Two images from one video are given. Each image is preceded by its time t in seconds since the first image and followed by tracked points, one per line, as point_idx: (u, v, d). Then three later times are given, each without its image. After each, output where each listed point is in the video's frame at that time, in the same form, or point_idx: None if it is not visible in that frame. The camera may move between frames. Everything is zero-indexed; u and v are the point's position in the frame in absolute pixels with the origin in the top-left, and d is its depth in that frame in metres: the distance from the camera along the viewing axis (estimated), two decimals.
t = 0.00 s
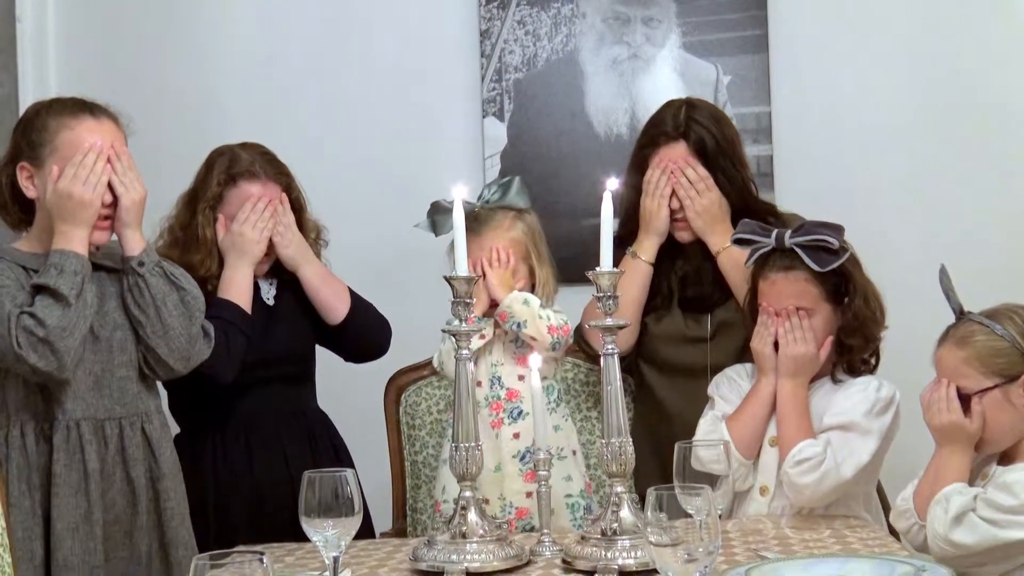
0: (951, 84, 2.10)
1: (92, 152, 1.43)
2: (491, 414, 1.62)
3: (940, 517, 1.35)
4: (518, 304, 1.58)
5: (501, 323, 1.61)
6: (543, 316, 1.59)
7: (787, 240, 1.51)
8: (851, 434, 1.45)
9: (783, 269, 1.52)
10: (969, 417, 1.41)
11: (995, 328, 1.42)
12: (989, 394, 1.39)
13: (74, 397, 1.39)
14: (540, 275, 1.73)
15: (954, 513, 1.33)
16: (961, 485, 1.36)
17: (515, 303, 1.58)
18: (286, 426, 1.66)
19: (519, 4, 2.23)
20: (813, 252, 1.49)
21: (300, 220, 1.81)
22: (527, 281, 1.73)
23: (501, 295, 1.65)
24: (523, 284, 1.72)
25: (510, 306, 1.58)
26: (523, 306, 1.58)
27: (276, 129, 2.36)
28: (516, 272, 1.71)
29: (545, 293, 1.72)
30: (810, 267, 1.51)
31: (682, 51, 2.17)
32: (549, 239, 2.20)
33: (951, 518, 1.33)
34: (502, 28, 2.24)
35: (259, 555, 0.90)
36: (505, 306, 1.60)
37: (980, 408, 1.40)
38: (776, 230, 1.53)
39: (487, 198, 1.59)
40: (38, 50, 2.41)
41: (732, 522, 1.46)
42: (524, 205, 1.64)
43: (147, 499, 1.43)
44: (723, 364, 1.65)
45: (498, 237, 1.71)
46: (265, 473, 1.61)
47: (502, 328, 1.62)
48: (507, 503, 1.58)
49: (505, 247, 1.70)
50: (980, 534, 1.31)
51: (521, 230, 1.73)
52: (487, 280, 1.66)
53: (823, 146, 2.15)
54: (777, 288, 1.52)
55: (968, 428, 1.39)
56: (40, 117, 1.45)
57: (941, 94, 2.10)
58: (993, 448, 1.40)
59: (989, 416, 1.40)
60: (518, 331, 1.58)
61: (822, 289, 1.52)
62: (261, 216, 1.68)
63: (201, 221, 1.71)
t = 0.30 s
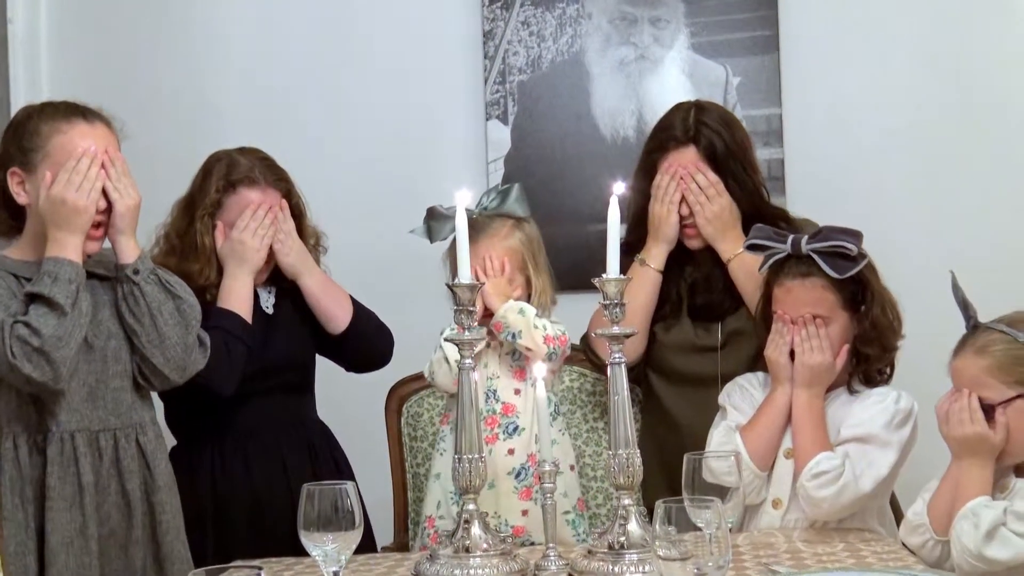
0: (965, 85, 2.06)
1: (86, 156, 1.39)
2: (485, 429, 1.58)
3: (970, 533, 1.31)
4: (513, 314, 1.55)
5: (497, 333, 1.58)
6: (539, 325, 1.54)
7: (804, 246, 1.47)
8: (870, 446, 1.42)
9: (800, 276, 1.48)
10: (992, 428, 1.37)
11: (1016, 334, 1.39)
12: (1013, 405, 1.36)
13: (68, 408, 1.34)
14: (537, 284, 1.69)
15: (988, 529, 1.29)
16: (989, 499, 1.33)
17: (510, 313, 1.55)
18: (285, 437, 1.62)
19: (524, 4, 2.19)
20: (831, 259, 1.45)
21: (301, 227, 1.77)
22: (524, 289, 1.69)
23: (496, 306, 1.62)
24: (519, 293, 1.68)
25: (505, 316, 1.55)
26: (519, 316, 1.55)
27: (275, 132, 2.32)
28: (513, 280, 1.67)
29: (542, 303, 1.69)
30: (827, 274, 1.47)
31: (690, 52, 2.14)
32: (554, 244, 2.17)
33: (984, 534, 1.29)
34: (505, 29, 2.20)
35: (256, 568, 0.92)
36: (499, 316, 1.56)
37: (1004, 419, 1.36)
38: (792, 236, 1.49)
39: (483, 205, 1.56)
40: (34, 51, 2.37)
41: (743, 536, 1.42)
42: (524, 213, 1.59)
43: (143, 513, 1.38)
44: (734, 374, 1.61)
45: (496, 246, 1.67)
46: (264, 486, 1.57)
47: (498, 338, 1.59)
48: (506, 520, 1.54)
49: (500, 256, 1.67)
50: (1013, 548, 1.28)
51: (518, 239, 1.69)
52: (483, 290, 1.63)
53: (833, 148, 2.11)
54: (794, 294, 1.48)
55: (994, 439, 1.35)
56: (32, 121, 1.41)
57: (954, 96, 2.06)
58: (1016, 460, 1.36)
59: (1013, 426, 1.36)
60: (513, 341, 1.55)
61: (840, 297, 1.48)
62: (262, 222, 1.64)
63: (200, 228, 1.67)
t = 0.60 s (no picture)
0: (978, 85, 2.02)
1: (78, 156, 1.35)
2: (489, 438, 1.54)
3: (990, 547, 1.27)
4: (513, 319, 1.51)
5: (498, 340, 1.54)
6: (540, 331, 1.50)
7: (815, 250, 1.43)
8: (882, 456, 1.38)
9: (810, 281, 1.44)
10: (1012, 437, 1.34)
11: None
12: None
13: (63, 414, 1.30)
14: (539, 290, 1.65)
15: (1009, 542, 1.26)
16: (1010, 512, 1.30)
17: (510, 319, 1.51)
18: (285, 447, 1.58)
19: (528, 3, 2.16)
20: (845, 263, 1.42)
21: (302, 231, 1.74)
22: (527, 296, 1.66)
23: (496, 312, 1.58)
24: (519, 300, 1.64)
25: (506, 321, 1.52)
26: (520, 321, 1.51)
27: (277, 133, 2.28)
28: (514, 286, 1.63)
29: (544, 310, 1.65)
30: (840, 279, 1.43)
31: (698, 51, 2.10)
32: (560, 248, 2.13)
33: (1006, 548, 1.26)
34: (509, 28, 2.17)
35: None
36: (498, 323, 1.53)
37: None
38: (802, 240, 1.46)
39: (484, 210, 1.59)
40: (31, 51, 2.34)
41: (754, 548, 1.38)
42: (527, 217, 1.60)
43: (139, 523, 1.33)
44: (745, 382, 1.57)
45: (499, 250, 1.63)
46: (263, 496, 1.53)
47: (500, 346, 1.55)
48: (509, 533, 1.51)
49: (502, 262, 1.63)
50: None
51: (521, 244, 1.65)
52: (484, 297, 1.60)
53: (843, 151, 2.07)
54: (804, 301, 1.44)
55: (1015, 450, 1.32)
56: (23, 120, 1.37)
57: (967, 96, 2.03)
58: None
59: None
60: (514, 348, 1.51)
61: (851, 303, 1.44)
62: (263, 225, 1.60)
63: (198, 231, 1.63)
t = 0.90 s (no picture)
0: (990, 83, 1.98)
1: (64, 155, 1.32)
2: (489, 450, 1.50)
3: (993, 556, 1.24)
4: (513, 322, 1.46)
5: (496, 343, 1.49)
6: (540, 332, 1.47)
7: (827, 251, 1.39)
8: (895, 464, 1.34)
9: (823, 283, 1.41)
10: None
11: None
12: None
13: (48, 420, 1.25)
14: (539, 296, 1.62)
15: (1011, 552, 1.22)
16: (1019, 521, 1.26)
17: (510, 321, 1.46)
18: (282, 454, 1.54)
19: None
20: (858, 264, 1.38)
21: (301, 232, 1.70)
22: (526, 301, 1.62)
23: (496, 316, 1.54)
24: (519, 305, 1.60)
25: (505, 324, 1.47)
26: (520, 324, 1.46)
27: (276, 132, 2.25)
28: (513, 291, 1.60)
29: (544, 317, 1.62)
30: (854, 281, 1.39)
31: (706, 48, 2.06)
32: (563, 250, 2.09)
33: (1007, 557, 1.23)
34: (511, 25, 2.13)
35: None
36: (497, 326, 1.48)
37: None
38: (814, 241, 1.42)
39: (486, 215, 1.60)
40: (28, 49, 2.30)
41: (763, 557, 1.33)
42: (529, 223, 1.60)
43: (127, 531, 1.29)
44: (756, 386, 1.53)
45: (500, 253, 1.60)
46: (259, 503, 1.49)
47: (499, 349, 1.50)
48: (512, 544, 1.46)
49: (501, 266, 1.59)
50: None
51: (522, 249, 1.62)
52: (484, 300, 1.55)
53: (852, 150, 2.04)
54: (817, 303, 1.40)
55: None
56: (9, 118, 1.34)
57: (979, 94, 1.99)
58: None
59: None
60: (515, 351, 1.46)
61: (867, 305, 1.41)
62: (261, 227, 1.56)
63: (195, 232, 1.59)
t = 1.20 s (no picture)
0: (999, 77, 1.94)
1: (44, 153, 1.28)
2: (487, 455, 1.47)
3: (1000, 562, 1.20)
4: (515, 329, 1.43)
5: (496, 351, 1.45)
6: (541, 343, 1.43)
7: (841, 250, 1.36)
8: (909, 470, 1.30)
9: (837, 283, 1.37)
10: None
11: None
12: None
13: (28, 425, 1.22)
14: (542, 302, 1.59)
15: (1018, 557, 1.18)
16: None
17: (510, 329, 1.43)
18: (277, 460, 1.51)
19: None
20: (873, 265, 1.35)
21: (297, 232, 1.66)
22: (528, 307, 1.59)
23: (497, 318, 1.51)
24: (521, 310, 1.57)
25: (506, 332, 1.43)
26: (521, 332, 1.43)
27: (272, 130, 2.21)
28: (516, 297, 1.56)
29: (546, 323, 1.59)
30: (868, 281, 1.36)
31: (711, 42, 2.02)
32: (565, 248, 2.05)
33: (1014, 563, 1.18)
34: (511, 19, 2.09)
35: None
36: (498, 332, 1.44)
37: None
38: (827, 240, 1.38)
39: (491, 215, 1.54)
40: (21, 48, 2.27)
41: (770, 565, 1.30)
42: (532, 226, 1.55)
43: (112, 539, 1.26)
44: (767, 389, 1.50)
45: (502, 256, 1.56)
46: (252, 511, 1.46)
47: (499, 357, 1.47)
48: (513, 552, 1.42)
49: (502, 266, 1.55)
50: None
51: (525, 252, 1.58)
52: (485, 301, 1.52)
53: (859, 147, 2.00)
54: (830, 303, 1.36)
55: None
56: None
57: (988, 89, 1.95)
58: None
59: None
60: (515, 359, 1.42)
61: (880, 307, 1.37)
62: (255, 228, 1.53)
63: (186, 232, 1.56)
